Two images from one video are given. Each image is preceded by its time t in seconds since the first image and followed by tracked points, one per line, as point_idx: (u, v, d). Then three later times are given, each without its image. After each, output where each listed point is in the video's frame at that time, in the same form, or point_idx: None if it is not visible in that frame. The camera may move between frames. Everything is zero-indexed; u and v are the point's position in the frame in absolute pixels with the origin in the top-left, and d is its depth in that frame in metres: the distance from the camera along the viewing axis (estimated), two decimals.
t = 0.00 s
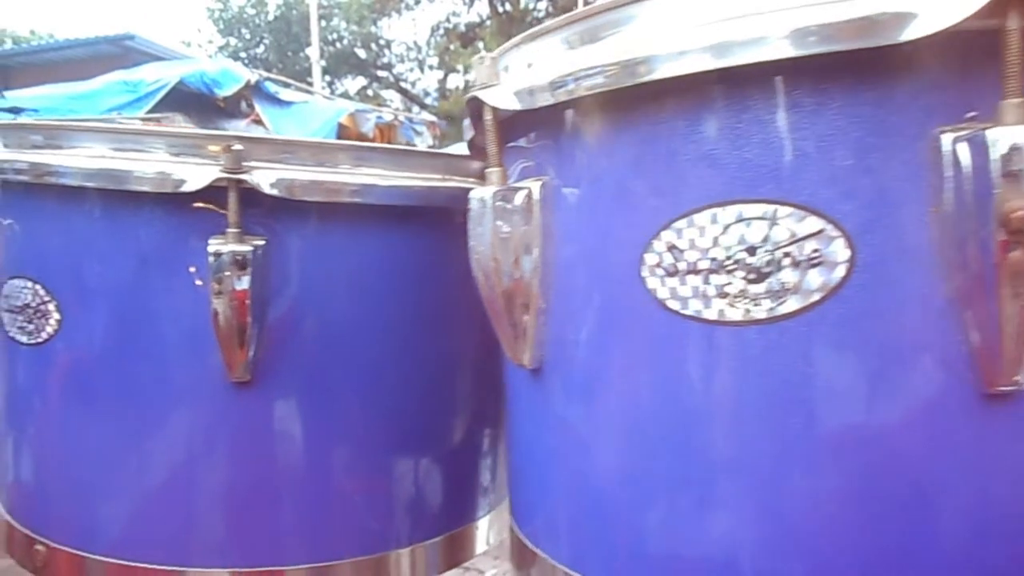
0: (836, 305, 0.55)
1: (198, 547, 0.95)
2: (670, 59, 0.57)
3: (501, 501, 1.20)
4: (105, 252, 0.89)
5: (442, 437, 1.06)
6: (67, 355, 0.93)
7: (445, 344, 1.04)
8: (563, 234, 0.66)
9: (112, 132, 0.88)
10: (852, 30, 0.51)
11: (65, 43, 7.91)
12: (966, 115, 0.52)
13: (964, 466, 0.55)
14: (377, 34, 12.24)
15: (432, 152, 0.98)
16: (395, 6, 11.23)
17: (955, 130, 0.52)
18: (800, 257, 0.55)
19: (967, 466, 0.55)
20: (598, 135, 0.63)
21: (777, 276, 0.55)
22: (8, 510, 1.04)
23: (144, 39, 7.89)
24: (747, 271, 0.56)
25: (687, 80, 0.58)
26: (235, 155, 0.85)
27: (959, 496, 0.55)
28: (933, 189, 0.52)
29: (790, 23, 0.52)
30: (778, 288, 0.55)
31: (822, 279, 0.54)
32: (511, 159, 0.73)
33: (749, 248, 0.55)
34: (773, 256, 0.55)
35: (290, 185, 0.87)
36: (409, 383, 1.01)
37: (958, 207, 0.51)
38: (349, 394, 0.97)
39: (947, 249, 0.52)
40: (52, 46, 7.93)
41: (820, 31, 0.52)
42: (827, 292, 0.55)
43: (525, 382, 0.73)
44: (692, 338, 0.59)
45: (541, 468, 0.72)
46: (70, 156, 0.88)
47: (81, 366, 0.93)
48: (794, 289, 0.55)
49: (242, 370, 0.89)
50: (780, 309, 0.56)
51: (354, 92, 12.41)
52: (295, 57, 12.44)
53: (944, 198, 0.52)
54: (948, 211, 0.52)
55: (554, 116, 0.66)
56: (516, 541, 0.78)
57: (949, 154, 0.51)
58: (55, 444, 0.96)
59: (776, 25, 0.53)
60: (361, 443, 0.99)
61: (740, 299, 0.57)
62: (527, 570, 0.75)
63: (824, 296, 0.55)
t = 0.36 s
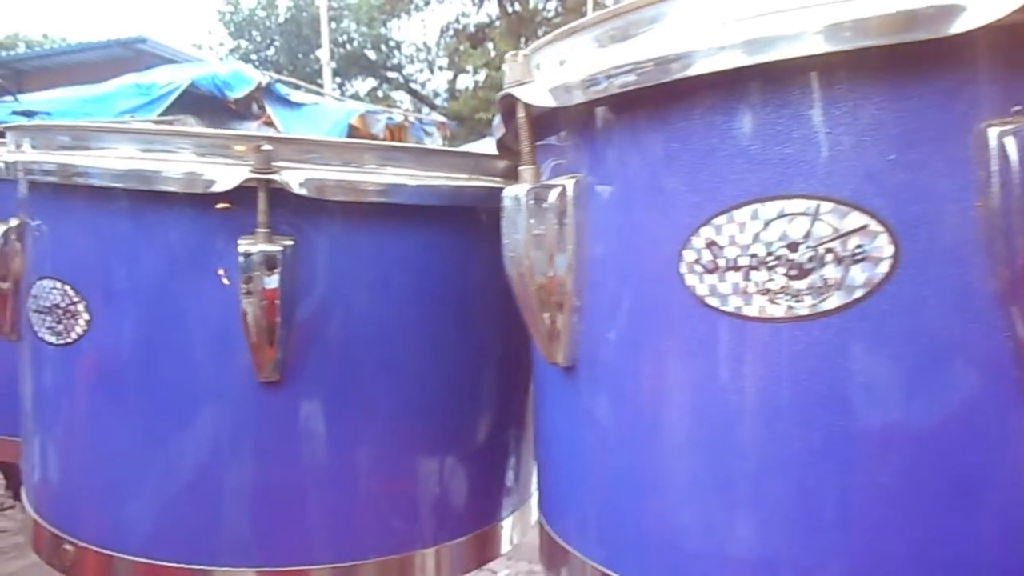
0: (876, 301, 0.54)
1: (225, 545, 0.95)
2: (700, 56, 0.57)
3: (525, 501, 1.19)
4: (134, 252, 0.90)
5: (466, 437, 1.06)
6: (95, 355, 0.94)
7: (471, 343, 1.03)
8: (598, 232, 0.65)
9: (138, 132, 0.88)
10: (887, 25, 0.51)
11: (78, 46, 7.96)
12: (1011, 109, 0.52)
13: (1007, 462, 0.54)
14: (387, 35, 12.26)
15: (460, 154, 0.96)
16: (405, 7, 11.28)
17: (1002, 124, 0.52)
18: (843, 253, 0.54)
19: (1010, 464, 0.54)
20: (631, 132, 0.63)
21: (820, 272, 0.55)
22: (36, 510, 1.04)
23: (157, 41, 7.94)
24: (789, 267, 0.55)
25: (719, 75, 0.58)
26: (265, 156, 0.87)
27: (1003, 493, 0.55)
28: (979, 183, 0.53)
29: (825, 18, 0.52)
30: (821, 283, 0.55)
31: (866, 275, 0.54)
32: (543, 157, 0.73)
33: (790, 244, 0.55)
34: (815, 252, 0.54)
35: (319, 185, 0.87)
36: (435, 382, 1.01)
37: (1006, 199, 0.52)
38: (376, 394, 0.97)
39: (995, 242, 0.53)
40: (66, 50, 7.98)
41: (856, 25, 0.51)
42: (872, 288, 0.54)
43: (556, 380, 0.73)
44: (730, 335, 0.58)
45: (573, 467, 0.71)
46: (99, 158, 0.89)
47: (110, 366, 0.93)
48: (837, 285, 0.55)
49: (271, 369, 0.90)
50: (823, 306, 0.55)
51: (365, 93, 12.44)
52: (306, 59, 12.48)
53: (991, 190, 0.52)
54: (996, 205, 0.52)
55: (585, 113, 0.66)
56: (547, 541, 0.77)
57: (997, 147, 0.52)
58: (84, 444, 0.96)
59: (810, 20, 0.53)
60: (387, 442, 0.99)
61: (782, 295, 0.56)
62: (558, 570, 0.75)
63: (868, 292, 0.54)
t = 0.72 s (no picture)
0: (911, 297, 0.54)
1: (249, 543, 0.95)
2: (727, 53, 0.56)
3: (546, 501, 1.19)
4: (159, 251, 0.90)
5: (489, 435, 1.06)
6: (120, 354, 0.94)
7: (494, 341, 1.03)
8: (628, 228, 0.65)
9: (162, 132, 0.89)
10: (918, 19, 0.50)
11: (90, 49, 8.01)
12: None
13: None
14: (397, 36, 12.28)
15: (483, 150, 0.97)
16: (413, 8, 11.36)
17: None
18: (880, 248, 0.54)
19: None
20: (659, 128, 0.63)
21: (857, 267, 0.54)
22: (61, 508, 1.05)
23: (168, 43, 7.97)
24: (825, 262, 0.55)
25: (748, 70, 0.57)
26: (291, 155, 0.87)
27: None
28: (1018, 176, 0.52)
29: (855, 13, 0.52)
30: (858, 279, 0.54)
31: (903, 270, 0.54)
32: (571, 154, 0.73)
33: (826, 239, 0.55)
34: (852, 247, 0.54)
35: (345, 184, 0.88)
36: (458, 380, 1.01)
37: None
38: (399, 392, 0.97)
39: None
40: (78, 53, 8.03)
41: (887, 20, 0.51)
42: (909, 284, 0.54)
43: (583, 378, 0.73)
44: (763, 331, 0.58)
45: (600, 464, 0.71)
46: (123, 158, 0.90)
47: (135, 365, 0.94)
48: (874, 281, 0.54)
49: (296, 367, 0.91)
50: (860, 301, 0.55)
51: (374, 94, 12.47)
52: (316, 61, 12.53)
53: None
54: None
55: (612, 110, 0.66)
56: (574, 539, 0.77)
57: None
58: (109, 442, 0.97)
59: (840, 15, 0.52)
60: (409, 441, 0.99)
61: (817, 290, 0.56)
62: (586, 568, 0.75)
63: (906, 287, 0.54)
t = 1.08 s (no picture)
0: (946, 291, 0.53)
1: (269, 546, 0.95)
2: (750, 49, 0.56)
3: (566, 501, 1.19)
4: (180, 254, 0.90)
5: (509, 436, 1.06)
6: (141, 357, 0.94)
7: (514, 342, 1.03)
8: (654, 226, 0.65)
9: (181, 134, 0.90)
10: (945, 11, 0.50)
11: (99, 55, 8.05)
12: None
13: None
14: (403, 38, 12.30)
15: (502, 150, 0.97)
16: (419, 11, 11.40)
17: None
18: (917, 243, 0.53)
19: None
20: (684, 125, 0.62)
21: (892, 263, 0.54)
22: (83, 512, 1.05)
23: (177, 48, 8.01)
24: (859, 258, 0.54)
25: (773, 65, 0.57)
26: (311, 156, 0.86)
27: None
28: None
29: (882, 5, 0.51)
30: (894, 274, 0.54)
31: (940, 264, 0.53)
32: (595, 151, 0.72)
33: (861, 234, 0.54)
34: (887, 242, 0.53)
35: (365, 185, 0.88)
36: (479, 381, 1.01)
37: None
38: (419, 393, 0.97)
39: None
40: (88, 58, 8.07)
41: (914, 12, 0.50)
42: (946, 278, 0.53)
43: (608, 378, 0.72)
44: (794, 327, 0.57)
45: (625, 464, 0.71)
46: (143, 161, 0.91)
47: (158, 367, 0.94)
48: (910, 276, 0.54)
49: (318, 369, 0.91)
50: (896, 296, 0.54)
51: (382, 96, 12.49)
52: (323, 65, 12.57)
53: None
54: None
55: (636, 107, 0.66)
56: (600, 541, 0.77)
57: None
58: (132, 445, 0.97)
59: (867, 7, 0.52)
60: (429, 442, 0.99)
61: (851, 286, 0.55)
62: (613, 568, 0.74)
63: (942, 282, 0.53)
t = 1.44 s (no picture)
0: (977, 284, 0.53)
1: (289, 542, 0.95)
2: (775, 39, 0.55)
3: (583, 500, 1.18)
4: (202, 250, 0.91)
5: (527, 433, 1.05)
6: (161, 354, 0.95)
7: (532, 338, 1.03)
8: (678, 219, 0.64)
9: (199, 130, 0.90)
10: None
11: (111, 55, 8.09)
12: None
13: None
14: (413, 37, 12.31)
15: (521, 146, 0.97)
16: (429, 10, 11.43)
17: None
18: (949, 234, 0.53)
19: None
20: (708, 117, 0.62)
21: (924, 254, 0.53)
22: (103, 508, 1.06)
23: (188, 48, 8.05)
24: (890, 249, 0.54)
25: (798, 56, 0.56)
26: (331, 152, 0.86)
27: None
28: None
29: None
30: (925, 266, 0.53)
31: (973, 256, 0.52)
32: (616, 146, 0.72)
33: (892, 225, 0.53)
34: (919, 233, 0.53)
35: (386, 182, 0.88)
36: (498, 377, 1.00)
37: None
38: (438, 389, 0.97)
39: None
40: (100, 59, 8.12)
41: None
42: (979, 270, 0.53)
43: (631, 373, 0.72)
44: (822, 321, 0.57)
45: (647, 460, 0.71)
46: (162, 158, 0.91)
47: (179, 364, 0.94)
48: (942, 268, 0.53)
49: (338, 366, 0.91)
50: (928, 289, 0.54)
51: (392, 96, 12.52)
52: (332, 64, 12.60)
53: None
54: None
55: (660, 99, 0.65)
56: (621, 538, 0.76)
57: None
58: (152, 442, 0.97)
59: None
60: (448, 438, 0.99)
61: (882, 278, 0.55)
62: (635, 565, 0.74)
63: (975, 274, 0.53)
